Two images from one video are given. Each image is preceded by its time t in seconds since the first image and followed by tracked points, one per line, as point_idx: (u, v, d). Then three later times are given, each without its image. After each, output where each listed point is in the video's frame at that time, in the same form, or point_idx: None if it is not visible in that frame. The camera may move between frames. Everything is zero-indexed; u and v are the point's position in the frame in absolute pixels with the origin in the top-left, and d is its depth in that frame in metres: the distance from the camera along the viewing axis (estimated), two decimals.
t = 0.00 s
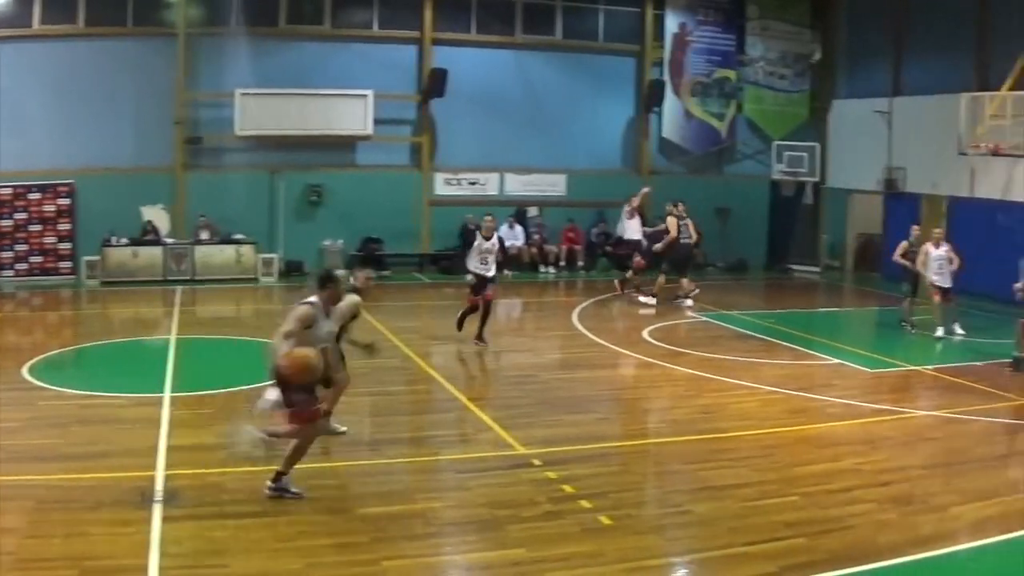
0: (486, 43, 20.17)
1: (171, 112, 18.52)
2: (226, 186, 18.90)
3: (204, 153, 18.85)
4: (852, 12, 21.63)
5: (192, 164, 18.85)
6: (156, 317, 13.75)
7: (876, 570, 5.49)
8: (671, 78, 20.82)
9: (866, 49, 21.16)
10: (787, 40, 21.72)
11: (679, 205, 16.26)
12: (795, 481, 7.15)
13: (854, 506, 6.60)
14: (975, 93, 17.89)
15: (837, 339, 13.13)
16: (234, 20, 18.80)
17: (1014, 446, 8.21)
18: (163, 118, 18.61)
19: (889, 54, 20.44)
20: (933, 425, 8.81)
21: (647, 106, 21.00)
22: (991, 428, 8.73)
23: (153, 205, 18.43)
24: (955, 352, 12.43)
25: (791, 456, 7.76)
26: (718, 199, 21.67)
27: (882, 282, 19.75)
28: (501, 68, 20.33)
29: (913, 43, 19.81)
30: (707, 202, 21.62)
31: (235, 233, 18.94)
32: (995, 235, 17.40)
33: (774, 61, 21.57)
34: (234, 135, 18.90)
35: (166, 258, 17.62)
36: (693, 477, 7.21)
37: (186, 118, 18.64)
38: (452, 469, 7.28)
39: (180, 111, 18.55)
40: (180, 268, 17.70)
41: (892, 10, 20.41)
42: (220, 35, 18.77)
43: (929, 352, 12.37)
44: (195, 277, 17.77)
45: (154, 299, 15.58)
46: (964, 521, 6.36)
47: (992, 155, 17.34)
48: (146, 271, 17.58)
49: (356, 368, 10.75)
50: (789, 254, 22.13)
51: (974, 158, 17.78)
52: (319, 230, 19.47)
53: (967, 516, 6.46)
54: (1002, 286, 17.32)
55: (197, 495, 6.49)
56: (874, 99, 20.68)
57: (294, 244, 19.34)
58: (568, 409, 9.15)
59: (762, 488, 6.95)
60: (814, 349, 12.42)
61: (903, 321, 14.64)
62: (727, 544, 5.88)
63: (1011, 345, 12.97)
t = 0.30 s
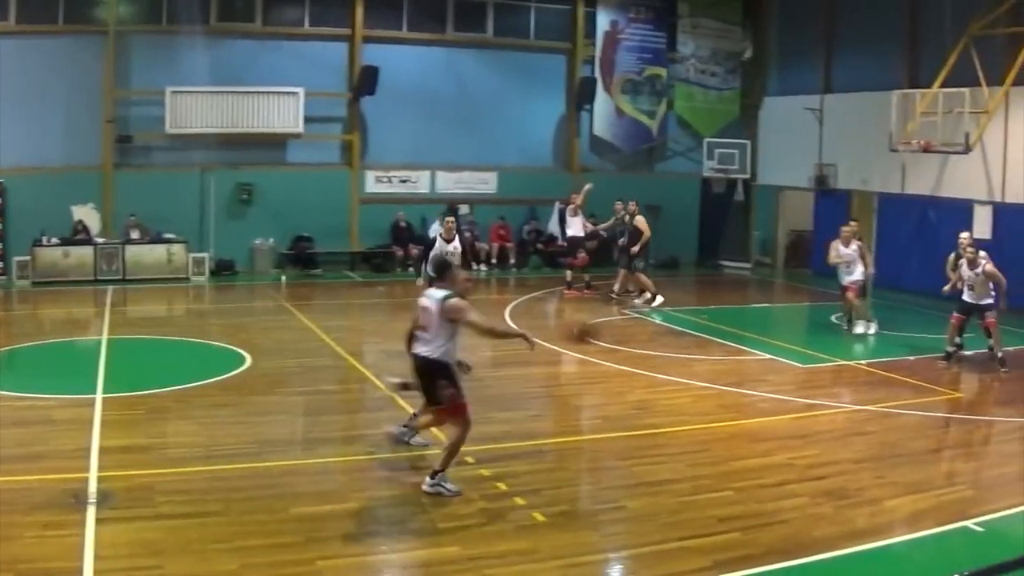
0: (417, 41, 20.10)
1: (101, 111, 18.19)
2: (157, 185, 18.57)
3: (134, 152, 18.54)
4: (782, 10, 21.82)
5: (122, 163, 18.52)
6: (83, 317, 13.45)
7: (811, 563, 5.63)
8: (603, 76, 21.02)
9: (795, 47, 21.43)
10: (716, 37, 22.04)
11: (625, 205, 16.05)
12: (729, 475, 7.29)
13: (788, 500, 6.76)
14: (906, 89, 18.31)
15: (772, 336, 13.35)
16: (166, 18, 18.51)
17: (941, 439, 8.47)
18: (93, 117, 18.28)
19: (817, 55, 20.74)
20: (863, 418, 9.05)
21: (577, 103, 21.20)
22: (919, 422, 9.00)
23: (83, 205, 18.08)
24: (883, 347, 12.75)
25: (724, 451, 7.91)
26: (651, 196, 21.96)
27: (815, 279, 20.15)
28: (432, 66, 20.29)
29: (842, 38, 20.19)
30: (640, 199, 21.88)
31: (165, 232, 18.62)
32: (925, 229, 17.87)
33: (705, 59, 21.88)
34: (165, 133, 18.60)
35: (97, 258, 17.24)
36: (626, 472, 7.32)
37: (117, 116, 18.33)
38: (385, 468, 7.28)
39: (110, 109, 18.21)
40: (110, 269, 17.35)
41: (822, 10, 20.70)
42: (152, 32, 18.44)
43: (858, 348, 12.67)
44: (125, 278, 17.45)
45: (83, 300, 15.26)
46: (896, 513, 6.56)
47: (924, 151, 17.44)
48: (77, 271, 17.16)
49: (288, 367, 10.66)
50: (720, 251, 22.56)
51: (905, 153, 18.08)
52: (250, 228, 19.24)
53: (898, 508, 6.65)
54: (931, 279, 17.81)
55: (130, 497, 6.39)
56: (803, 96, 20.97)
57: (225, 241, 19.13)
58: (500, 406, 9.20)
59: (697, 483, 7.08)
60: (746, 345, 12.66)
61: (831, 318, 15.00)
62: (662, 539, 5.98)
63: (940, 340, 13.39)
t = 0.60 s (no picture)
0: (345, 38, 19.98)
1: (25, 109, 17.83)
2: (83, 184, 18.13)
3: (60, 151, 18.16)
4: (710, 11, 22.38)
5: (47, 162, 18.12)
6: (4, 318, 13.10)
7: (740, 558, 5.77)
8: (529, 74, 21.11)
9: (722, 45, 21.89)
10: (642, 35, 22.24)
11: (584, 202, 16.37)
12: (656, 471, 7.43)
13: (717, 495, 6.91)
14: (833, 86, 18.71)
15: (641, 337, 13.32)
16: (93, 15, 18.20)
17: (868, 432, 8.72)
18: (16, 116, 17.89)
19: (746, 49, 21.18)
20: (792, 413, 9.28)
21: (504, 101, 21.24)
22: (845, 416, 9.25)
23: (6, 204, 17.65)
24: (811, 342, 13.05)
25: (651, 447, 8.06)
26: (579, 192, 22.10)
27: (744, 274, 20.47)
28: (358, 63, 20.16)
29: (769, 38, 20.63)
30: (567, 197, 22.02)
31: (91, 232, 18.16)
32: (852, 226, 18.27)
33: (632, 56, 22.09)
34: (90, 132, 18.25)
35: (22, 258, 16.74)
36: (554, 469, 7.41)
37: (42, 115, 17.96)
38: (313, 467, 7.25)
39: (34, 108, 17.83)
40: (36, 269, 16.85)
41: (749, 9, 21.11)
42: (77, 30, 18.12)
43: (786, 343, 12.94)
44: (51, 278, 16.97)
45: (6, 301, 14.85)
46: (825, 506, 6.74)
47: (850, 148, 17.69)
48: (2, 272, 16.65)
49: (214, 367, 10.53)
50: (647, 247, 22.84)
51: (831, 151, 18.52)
52: (177, 228, 18.89)
53: (827, 502, 6.84)
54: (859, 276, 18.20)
55: (57, 500, 6.28)
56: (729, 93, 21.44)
57: (151, 241, 18.74)
58: (428, 405, 9.22)
59: (625, 480, 7.20)
60: (674, 341, 12.85)
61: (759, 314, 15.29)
62: (590, 536, 6.07)
63: (867, 334, 13.77)
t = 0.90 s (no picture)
0: (273, 36, 19.76)
1: None
2: (10, 181, 17.60)
3: None
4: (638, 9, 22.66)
5: None
6: None
7: (673, 552, 5.90)
8: (459, 71, 21.14)
9: (652, 44, 22.17)
10: (571, 33, 22.41)
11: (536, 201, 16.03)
12: (588, 467, 7.55)
13: (650, 490, 7.05)
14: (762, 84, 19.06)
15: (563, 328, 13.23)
16: (19, 11, 17.71)
17: (798, 426, 8.94)
18: None
19: (675, 47, 21.48)
20: (723, 408, 9.48)
21: (433, 98, 21.19)
22: (775, 410, 9.47)
23: None
24: (741, 338, 13.32)
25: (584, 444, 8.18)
26: (510, 188, 22.17)
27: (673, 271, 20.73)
28: (286, 61, 19.96)
29: (698, 35, 20.96)
30: (496, 193, 22.05)
31: (18, 233, 17.66)
32: (780, 221, 18.62)
33: (561, 54, 22.26)
34: (16, 131, 17.80)
35: None
36: (486, 466, 7.49)
37: None
38: (245, 468, 7.21)
39: None
40: None
41: (677, 9, 21.43)
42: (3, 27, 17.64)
43: (717, 339, 13.18)
44: None
45: None
46: (757, 500, 6.91)
47: (778, 145, 17.99)
48: None
49: (143, 367, 10.39)
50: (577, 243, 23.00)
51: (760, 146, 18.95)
52: (104, 227, 18.50)
53: (757, 495, 7.02)
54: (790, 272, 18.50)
55: None
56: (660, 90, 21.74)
57: (78, 241, 18.32)
58: (360, 403, 9.22)
59: (557, 476, 7.32)
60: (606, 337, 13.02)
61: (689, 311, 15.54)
62: (523, 532, 6.15)
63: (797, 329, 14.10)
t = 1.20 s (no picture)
0: (239, 34, 19.64)
1: None
2: None
3: None
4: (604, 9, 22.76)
5: None
6: None
7: (642, 549, 5.96)
8: (425, 70, 21.17)
9: (618, 42, 22.27)
10: (538, 31, 22.47)
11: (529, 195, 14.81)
12: (556, 466, 7.60)
13: (619, 488, 7.12)
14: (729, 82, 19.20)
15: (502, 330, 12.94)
16: None
17: (767, 424, 9.06)
18: None
19: (642, 46, 21.59)
20: (691, 406, 9.58)
21: (399, 97, 21.15)
22: (743, 408, 9.58)
23: None
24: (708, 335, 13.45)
25: (551, 442, 8.23)
26: (477, 187, 22.21)
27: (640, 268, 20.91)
28: (252, 60, 19.84)
29: (665, 34, 21.09)
30: (460, 191, 22.06)
31: None
32: (747, 218, 18.82)
33: (527, 52, 22.31)
34: None
35: None
36: (456, 465, 7.52)
37: None
38: (213, 468, 7.19)
39: None
40: None
41: (643, 8, 21.55)
42: None
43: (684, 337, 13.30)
44: None
45: None
46: (726, 498, 7.00)
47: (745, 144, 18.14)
48: None
49: (111, 368, 10.31)
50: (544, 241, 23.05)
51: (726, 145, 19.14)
52: (71, 227, 18.31)
53: (725, 492, 7.11)
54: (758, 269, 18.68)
55: None
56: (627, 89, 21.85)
57: (46, 242, 18.13)
58: (329, 403, 9.21)
59: (527, 474, 7.37)
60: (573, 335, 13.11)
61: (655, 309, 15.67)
62: (491, 531, 6.19)
63: (766, 327, 14.27)
